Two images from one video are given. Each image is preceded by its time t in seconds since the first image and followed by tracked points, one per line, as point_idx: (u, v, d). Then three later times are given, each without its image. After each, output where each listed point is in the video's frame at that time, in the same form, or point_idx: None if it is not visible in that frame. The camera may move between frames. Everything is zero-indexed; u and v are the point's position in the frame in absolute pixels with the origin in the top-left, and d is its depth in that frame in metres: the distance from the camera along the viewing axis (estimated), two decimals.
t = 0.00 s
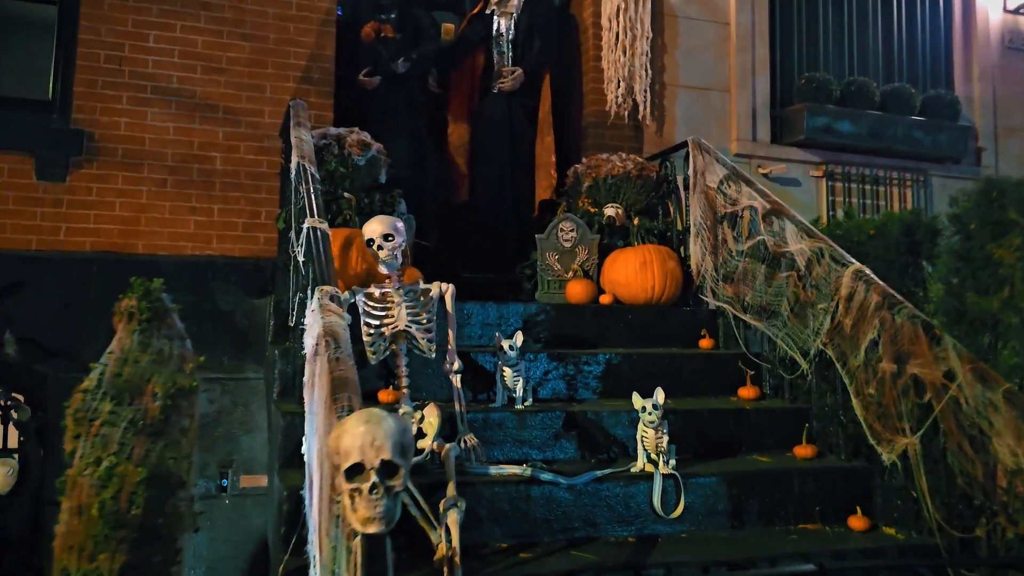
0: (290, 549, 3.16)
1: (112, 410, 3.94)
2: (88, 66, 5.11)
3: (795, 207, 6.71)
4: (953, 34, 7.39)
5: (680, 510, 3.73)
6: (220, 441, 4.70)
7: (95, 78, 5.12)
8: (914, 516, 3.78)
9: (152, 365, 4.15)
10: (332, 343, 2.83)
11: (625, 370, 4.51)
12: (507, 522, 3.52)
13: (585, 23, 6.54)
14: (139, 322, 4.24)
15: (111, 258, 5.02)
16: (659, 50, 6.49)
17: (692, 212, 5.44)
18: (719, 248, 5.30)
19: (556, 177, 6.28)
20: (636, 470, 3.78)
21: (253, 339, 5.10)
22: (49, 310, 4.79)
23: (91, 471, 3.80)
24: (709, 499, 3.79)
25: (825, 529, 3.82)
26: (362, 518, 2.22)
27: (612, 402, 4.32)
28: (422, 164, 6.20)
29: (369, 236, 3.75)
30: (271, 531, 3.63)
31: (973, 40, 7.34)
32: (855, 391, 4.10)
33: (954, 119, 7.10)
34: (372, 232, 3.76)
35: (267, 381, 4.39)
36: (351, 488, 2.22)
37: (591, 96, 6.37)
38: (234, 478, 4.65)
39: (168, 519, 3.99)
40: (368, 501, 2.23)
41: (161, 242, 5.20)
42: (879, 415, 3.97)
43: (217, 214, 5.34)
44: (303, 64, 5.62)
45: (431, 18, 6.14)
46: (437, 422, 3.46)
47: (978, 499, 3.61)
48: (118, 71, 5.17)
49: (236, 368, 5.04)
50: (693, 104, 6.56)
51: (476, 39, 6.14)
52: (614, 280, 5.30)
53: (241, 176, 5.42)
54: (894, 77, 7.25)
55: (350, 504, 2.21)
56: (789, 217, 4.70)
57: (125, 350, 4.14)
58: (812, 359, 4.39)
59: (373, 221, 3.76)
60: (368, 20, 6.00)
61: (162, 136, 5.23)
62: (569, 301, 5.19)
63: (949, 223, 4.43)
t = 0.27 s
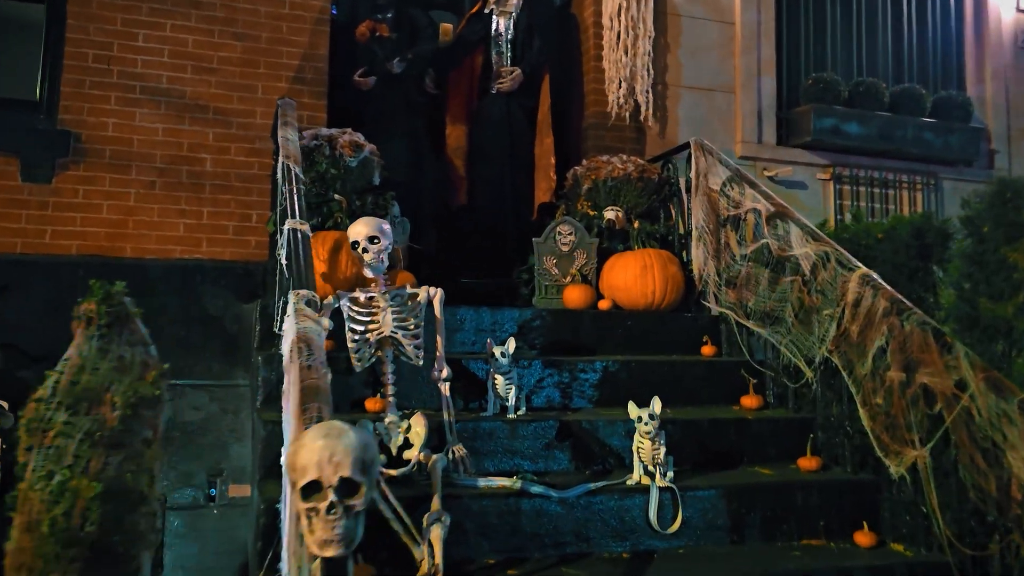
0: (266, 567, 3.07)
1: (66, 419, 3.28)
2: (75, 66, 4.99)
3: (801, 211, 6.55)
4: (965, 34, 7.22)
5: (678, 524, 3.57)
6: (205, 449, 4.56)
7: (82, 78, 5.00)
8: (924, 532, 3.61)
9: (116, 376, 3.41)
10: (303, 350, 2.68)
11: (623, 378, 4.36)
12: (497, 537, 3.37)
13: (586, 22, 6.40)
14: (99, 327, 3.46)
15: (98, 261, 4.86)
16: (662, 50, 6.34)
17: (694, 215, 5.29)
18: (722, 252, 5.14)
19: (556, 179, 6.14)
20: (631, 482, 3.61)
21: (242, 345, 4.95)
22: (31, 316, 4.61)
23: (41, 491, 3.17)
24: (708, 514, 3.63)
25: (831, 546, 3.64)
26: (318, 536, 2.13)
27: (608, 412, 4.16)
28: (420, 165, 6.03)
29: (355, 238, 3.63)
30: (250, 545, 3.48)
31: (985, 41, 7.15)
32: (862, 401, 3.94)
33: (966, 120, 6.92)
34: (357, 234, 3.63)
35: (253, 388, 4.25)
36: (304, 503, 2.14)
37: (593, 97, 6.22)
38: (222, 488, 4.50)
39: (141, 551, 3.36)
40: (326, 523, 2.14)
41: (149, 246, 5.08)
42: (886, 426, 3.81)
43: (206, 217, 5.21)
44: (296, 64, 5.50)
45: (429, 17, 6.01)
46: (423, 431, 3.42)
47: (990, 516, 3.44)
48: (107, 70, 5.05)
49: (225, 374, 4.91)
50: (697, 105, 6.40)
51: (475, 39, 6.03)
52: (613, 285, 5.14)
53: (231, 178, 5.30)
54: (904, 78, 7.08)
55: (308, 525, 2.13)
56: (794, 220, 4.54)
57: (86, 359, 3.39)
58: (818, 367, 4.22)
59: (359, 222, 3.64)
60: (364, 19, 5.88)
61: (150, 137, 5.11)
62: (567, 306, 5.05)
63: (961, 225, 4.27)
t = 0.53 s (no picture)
0: None
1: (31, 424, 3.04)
2: (70, 63, 4.89)
3: (815, 212, 6.38)
4: (983, 31, 7.04)
5: (684, 536, 3.42)
6: (200, 455, 4.44)
7: (77, 75, 4.91)
8: (943, 546, 3.43)
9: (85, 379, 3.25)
10: (288, 348, 2.62)
11: (629, 383, 4.21)
12: (494, 548, 3.22)
13: (593, 19, 6.26)
14: (68, 327, 3.26)
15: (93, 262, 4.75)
16: (672, 47, 6.19)
17: (703, 216, 5.12)
18: (732, 254, 4.99)
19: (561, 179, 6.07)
20: (636, 492, 3.47)
21: (239, 348, 4.83)
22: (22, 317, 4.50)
23: None
24: (717, 525, 3.47)
25: (846, 560, 3.47)
26: (287, 552, 2.01)
27: (612, 418, 4.01)
28: (420, 164, 5.90)
29: (348, 237, 3.50)
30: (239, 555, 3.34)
31: (1005, 38, 6.97)
32: (878, 408, 3.76)
33: (985, 119, 6.73)
34: (349, 233, 3.50)
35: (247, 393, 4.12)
36: (272, 518, 2.01)
37: (600, 95, 6.09)
38: (217, 495, 4.42)
39: (111, 562, 3.09)
40: (293, 536, 2.01)
41: (144, 246, 4.96)
42: (903, 434, 3.64)
43: (203, 217, 5.10)
44: (296, 61, 5.39)
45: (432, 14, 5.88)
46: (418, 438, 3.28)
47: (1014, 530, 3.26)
48: (102, 68, 4.95)
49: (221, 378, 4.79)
50: (707, 104, 6.25)
51: (480, 36, 5.96)
52: (620, 288, 4.99)
53: (229, 178, 5.19)
54: (921, 76, 6.91)
55: (276, 541, 2.01)
56: (806, 220, 4.39)
57: (55, 362, 3.21)
58: (831, 372, 4.05)
59: (351, 221, 3.51)
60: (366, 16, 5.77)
61: (146, 135, 5.01)
62: (572, 309, 4.91)
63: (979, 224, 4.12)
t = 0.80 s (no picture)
0: None
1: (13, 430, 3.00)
2: (78, 66, 4.84)
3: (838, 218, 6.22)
4: (1011, 32, 6.86)
5: (703, 553, 3.26)
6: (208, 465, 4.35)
7: (84, 79, 4.85)
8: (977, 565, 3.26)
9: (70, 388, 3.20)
10: (287, 357, 2.52)
11: (646, 393, 4.06)
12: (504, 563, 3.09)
13: (610, 21, 6.14)
14: (54, 330, 3.20)
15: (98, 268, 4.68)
16: (690, 49, 6.06)
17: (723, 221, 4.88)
18: (751, 261, 4.80)
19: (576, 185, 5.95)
20: (652, 506, 3.33)
21: (248, 355, 4.74)
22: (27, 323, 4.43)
23: None
24: (737, 541, 3.31)
25: None
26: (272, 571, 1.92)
27: (628, 429, 3.87)
28: (433, 166, 5.73)
29: (353, 241, 3.39)
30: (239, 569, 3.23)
31: None
32: (906, 419, 3.58)
33: (1014, 123, 6.54)
34: (354, 236, 3.39)
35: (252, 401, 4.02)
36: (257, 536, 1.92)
37: (616, 98, 5.96)
38: (224, 505, 4.20)
39: None
40: (279, 557, 1.92)
41: (151, 252, 4.89)
42: (934, 447, 3.48)
43: (211, 222, 5.02)
44: (306, 63, 5.31)
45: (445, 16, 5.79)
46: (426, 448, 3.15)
47: None
48: (109, 71, 4.90)
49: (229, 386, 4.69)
50: (726, 107, 6.11)
51: (494, 39, 5.84)
52: (637, 295, 4.85)
53: (237, 182, 5.11)
54: (947, 79, 6.74)
55: (261, 560, 1.92)
56: (830, 224, 4.28)
57: (39, 363, 3.15)
58: (857, 383, 3.88)
59: (356, 224, 3.40)
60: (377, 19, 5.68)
61: (154, 139, 4.94)
62: (587, 316, 4.78)
63: (1012, 228, 3.95)
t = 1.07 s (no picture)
0: None
1: None
2: (86, 72, 4.75)
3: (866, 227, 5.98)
4: None
5: None
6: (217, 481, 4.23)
7: (92, 85, 4.76)
8: None
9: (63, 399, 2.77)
10: (286, 370, 2.48)
11: (668, 408, 3.89)
12: None
13: (628, 26, 6.01)
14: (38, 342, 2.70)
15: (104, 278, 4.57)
16: (711, 54, 5.90)
17: (746, 228, 4.73)
18: (776, 271, 4.63)
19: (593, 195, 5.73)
20: (676, 529, 3.15)
21: (257, 368, 4.61)
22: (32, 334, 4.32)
23: None
24: (766, 566, 3.12)
25: None
26: None
27: (650, 446, 3.70)
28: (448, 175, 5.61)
29: (362, 248, 3.26)
30: None
31: None
32: (945, 437, 3.39)
33: None
34: (364, 244, 3.26)
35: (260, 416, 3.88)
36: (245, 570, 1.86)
37: (635, 104, 5.81)
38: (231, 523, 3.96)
39: None
40: None
41: (158, 261, 4.76)
42: (975, 467, 3.28)
43: (220, 231, 4.90)
44: (317, 69, 5.20)
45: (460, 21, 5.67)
46: (438, 466, 3.00)
47: None
48: (118, 76, 4.80)
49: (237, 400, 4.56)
50: (749, 113, 5.94)
51: (510, 45, 5.71)
52: (658, 306, 4.68)
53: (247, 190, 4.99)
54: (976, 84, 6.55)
55: None
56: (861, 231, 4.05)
57: (23, 381, 2.60)
58: (890, 398, 3.68)
59: (366, 232, 3.27)
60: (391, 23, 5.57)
61: (162, 146, 4.84)
62: (606, 328, 4.61)
63: None
